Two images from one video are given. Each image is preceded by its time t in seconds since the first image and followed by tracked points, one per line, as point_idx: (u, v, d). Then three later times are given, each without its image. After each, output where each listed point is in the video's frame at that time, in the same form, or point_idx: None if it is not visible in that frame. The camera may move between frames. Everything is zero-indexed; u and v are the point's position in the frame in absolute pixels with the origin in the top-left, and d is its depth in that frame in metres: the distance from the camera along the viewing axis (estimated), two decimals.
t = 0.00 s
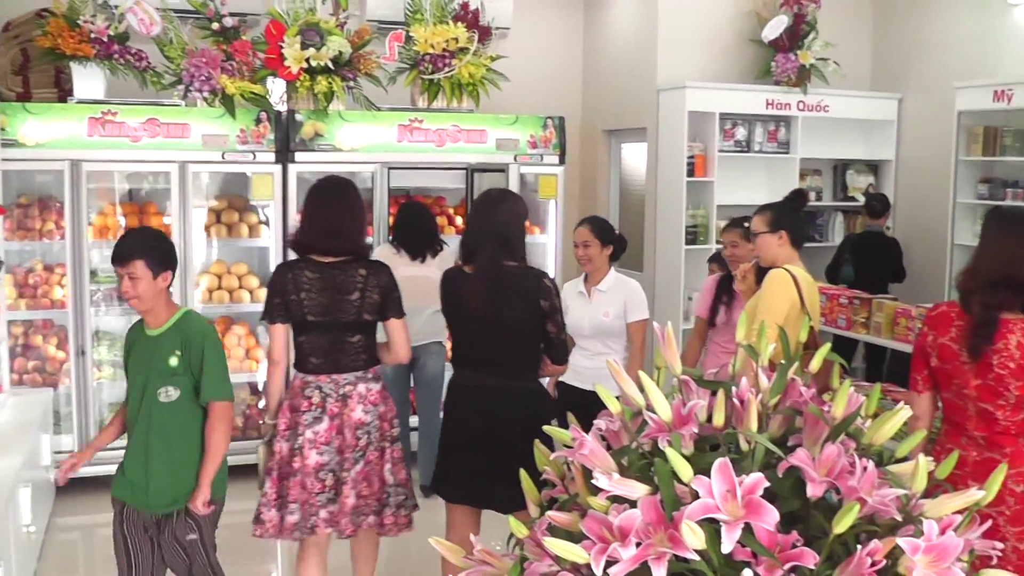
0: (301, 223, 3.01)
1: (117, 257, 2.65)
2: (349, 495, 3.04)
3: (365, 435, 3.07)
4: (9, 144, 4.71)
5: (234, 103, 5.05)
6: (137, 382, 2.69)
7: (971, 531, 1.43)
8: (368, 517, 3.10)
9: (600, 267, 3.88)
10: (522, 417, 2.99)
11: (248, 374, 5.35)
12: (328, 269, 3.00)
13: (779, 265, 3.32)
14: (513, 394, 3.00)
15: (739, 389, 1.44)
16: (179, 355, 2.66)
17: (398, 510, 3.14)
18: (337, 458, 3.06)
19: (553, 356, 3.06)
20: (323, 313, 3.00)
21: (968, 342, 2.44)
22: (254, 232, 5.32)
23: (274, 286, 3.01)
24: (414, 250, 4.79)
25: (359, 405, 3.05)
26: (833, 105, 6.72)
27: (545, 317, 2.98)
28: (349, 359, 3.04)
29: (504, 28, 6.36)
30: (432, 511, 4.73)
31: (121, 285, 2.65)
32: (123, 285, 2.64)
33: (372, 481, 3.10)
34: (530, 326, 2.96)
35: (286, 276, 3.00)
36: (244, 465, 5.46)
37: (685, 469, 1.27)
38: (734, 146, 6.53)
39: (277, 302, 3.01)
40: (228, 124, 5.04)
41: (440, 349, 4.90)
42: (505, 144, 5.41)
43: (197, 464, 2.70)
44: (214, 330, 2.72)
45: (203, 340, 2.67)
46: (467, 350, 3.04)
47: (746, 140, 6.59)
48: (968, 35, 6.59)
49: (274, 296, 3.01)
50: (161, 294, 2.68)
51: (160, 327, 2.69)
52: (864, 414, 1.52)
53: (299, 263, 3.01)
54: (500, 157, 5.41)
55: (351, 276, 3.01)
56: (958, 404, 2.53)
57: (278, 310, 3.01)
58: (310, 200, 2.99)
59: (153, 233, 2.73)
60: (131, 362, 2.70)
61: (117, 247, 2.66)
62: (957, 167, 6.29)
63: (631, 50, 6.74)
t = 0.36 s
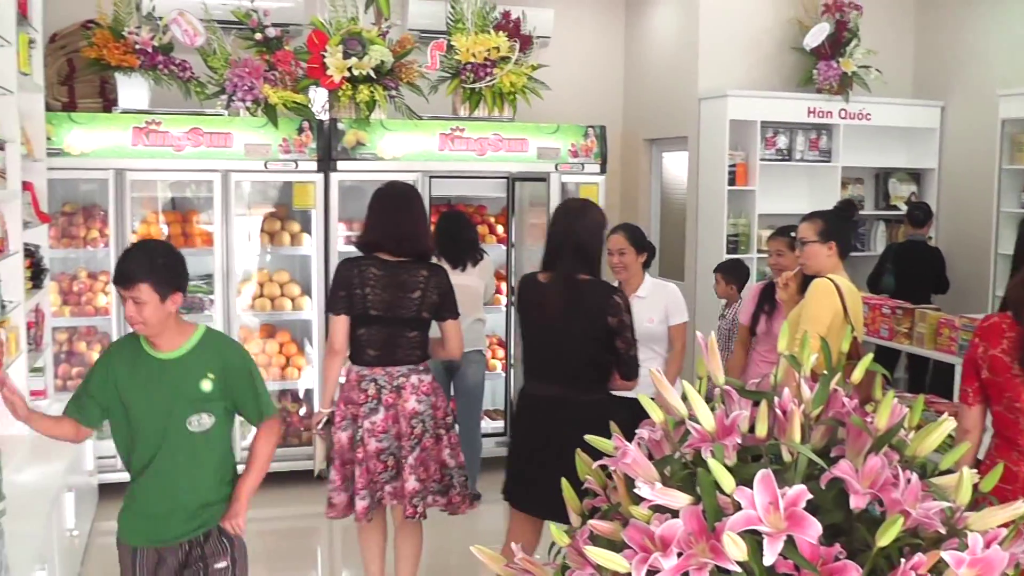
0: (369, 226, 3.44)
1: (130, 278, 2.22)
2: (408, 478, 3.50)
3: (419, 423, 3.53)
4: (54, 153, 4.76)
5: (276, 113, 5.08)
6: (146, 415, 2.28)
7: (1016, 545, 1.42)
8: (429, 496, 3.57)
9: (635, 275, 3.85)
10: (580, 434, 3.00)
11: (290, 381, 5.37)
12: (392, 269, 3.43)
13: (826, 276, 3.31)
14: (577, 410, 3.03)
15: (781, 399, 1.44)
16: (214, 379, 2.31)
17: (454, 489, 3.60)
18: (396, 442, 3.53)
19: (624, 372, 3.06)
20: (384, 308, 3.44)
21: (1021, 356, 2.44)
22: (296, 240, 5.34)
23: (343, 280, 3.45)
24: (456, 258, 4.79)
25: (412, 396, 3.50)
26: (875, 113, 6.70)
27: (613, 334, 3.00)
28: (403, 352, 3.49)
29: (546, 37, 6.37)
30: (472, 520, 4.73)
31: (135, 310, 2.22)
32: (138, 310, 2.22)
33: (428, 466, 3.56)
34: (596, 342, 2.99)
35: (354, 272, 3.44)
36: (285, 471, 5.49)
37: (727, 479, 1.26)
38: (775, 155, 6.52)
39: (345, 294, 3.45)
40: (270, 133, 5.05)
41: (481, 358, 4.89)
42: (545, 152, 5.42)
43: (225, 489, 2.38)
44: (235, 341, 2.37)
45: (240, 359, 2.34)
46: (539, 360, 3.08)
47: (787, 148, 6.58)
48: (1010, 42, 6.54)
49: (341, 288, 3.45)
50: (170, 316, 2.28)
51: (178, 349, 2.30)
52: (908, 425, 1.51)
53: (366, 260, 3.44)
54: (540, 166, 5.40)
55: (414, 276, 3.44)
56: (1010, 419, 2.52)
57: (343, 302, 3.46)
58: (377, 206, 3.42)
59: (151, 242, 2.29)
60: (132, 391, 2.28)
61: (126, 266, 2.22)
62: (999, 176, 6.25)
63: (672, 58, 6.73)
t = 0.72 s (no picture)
0: (408, 237, 3.54)
1: (214, 304, 2.02)
2: (443, 478, 3.62)
3: (458, 424, 3.64)
4: (98, 163, 4.81)
5: (318, 123, 5.10)
6: (213, 457, 2.08)
7: None
8: (463, 499, 3.67)
9: (699, 289, 3.88)
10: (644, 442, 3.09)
11: (331, 390, 5.39)
12: (433, 276, 3.54)
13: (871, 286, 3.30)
14: (646, 418, 3.12)
15: (824, 411, 1.44)
16: (286, 427, 2.09)
17: (486, 492, 3.72)
18: (432, 442, 3.65)
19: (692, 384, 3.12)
20: (426, 314, 3.54)
21: None
22: (336, 248, 5.36)
23: (386, 290, 3.54)
24: (496, 267, 4.79)
25: (452, 398, 3.62)
26: (917, 122, 6.66)
27: (683, 346, 3.07)
28: (444, 355, 3.60)
29: (586, 46, 6.37)
30: (510, 529, 4.73)
31: (217, 339, 2.02)
32: (221, 341, 2.02)
33: (463, 466, 3.68)
34: (666, 354, 3.07)
35: (397, 281, 3.53)
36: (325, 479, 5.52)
37: (769, 491, 1.25)
38: (817, 164, 6.50)
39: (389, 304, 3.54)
40: (311, 143, 5.06)
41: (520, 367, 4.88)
42: (587, 162, 5.41)
43: (295, 551, 2.16)
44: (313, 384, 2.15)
45: (319, 407, 2.11)
46: (613, 367, 3.17)
47: (828, 157, 6.55)
48: None
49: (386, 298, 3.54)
50: (244, 354, 2.07)
51: (250, 388, 2.09)
52: (952, 437, 1.50)
53: (407, 269, 3.54)
54: (582, 175, 5.38)
55: (453, 281, 3.56)
56: None
57: (387, 311, 3.54)
58: (417, 216, 3.52)
59: (234, 264, 2.10)
60: (200, 430, 2.08)
61: (212, 289, 2.03)
62: None
63: (713, 67, 6.71)
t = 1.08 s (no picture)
0: (441, 244, 3.79)
1: (268, 349, 1.82)
2: (483, 467, 3.87)
3: (497, 418, 3.88)
4: (141, 172, 4.86)
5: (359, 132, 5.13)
6: (279, 525, 1.86)
7: None
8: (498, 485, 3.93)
9: (756, 299, 3.86)
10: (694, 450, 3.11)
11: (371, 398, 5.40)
12: (468, 278, 3.77)
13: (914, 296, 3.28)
14: (694, 426, 3.14)
15: (867, 423, 1.42)
16: (366, 482, 1.90)
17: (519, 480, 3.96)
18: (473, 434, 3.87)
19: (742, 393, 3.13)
20: (464, 313, 3.77)
21: None
22: (376, 257, 5.37)
23: (424, 294, 3.76)
24: (536, 277, 4.84)
25: (493, 394, 3.85)
26: (959, 130, 6.62)
27: (731, 355, 3.07)
28: (483, 352, 3.82)
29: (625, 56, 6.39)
30: (550, 538, 4.73)
31: (274, 390, 1.82)
32: (279, 392, 1.82)
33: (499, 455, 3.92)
34: (715, 364, 3.08)
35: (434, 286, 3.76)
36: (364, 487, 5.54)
37: (810, 504, 1.24)
38: (857, 172, 6.47)
39: (427, 307, 3.76)
40: (353, 152, 5.11)
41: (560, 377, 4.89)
42: (627, 171, 5.39)
43: None
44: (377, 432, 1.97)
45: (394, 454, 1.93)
46: (664, 375, 3.20)
47: (869, 165, 6.53)
48: None
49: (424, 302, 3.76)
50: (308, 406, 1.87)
51: (314, 444, 1.89)
52: (995, 449, 1.48)
53: (443, 274, 3.77)
54: (621, 184, 5.37)
55: (487, 282, 3.78)
56: None
57: (426, 313, 3.77)
58: (448, 224, 3.76)
59: (273, 306, 1.91)
60: (260, 496, 1.86)
61: (262, 334, 1.83)
62: None
63: (754, 75, 6.70)
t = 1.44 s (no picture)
0: (482, 252, 3.78)
1: (401, 376, 1.58)
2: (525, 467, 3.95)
3: (535, 419, 3.95)
4: (183, 183, 4.92)
5: (398, 143, 5.14)
6: None
7: None
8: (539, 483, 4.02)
9: (799, 315, 3.86)
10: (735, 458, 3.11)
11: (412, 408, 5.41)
12: (509, 286, 3.78)
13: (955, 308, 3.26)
14: (733, 432, 3.13)
15: (909, 435, 1.41)
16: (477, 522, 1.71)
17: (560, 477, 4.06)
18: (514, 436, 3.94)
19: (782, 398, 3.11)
20: (503, 320, 3.79)
21: None
22: (417, 266, 5.41)
23: (466, 299, 3.77)
24: (575, 287, 4.88)
25: (530, 395, 3.91)
26: (1000, 139, 6.58)
27: (771, 361, 3.06)
28: (521, 357, 3.85)
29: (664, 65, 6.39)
30: (588, 548, 4.73)
31: (407, 422, 1.57)
32: (412, 425, 1.58)
33: (539, 455, 4.01)
34: (754, 370, 3.07)
35: (476, 291, 3.77)
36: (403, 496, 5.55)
37: (853, 516, 1.24)
38: (898, 181, 6.44)
39: (469, 311, 3.77)
40: (392, 162, 5.12)
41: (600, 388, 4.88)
42: (667, 181, 5.38)
43: None
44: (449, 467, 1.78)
45: (484, 486, 1.76)
46: (705, 383, 3.21)
47: (910, 175, 6.49)
48: None
49: (466, 307, 3.77)
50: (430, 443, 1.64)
51: (423, 486, 1.67)
52: None
53: (484, 280, 3.78)
54: (662, 195, 5.35)
55: (526, 290, 3.80)
56: None
57: (468, 317, 3.78)
58: (490, 232, 3.77)
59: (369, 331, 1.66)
60: (388, 550, 1.60)
61: (394, 358, 1.59)
62: None
63: (794, 84, 6.68)
